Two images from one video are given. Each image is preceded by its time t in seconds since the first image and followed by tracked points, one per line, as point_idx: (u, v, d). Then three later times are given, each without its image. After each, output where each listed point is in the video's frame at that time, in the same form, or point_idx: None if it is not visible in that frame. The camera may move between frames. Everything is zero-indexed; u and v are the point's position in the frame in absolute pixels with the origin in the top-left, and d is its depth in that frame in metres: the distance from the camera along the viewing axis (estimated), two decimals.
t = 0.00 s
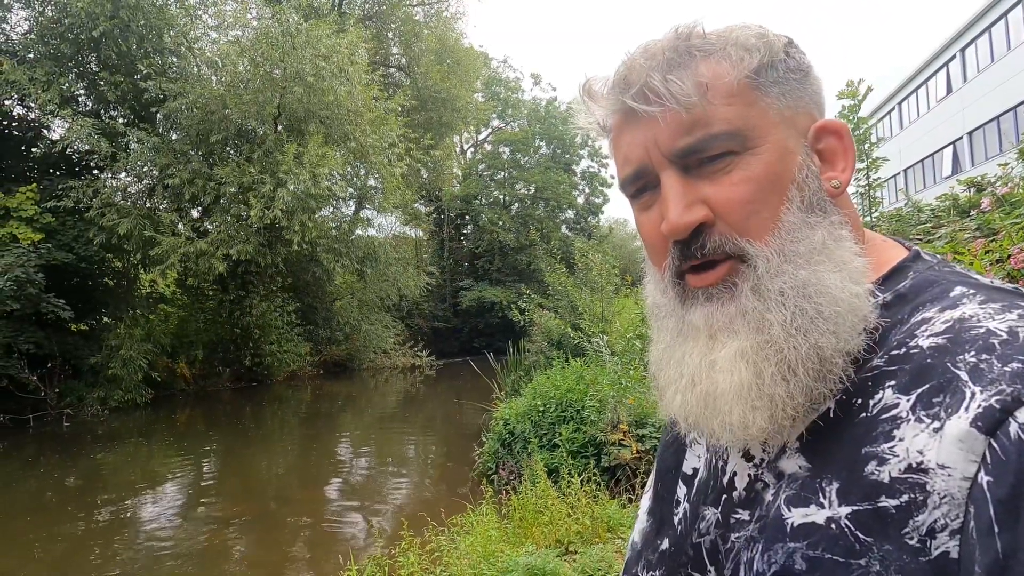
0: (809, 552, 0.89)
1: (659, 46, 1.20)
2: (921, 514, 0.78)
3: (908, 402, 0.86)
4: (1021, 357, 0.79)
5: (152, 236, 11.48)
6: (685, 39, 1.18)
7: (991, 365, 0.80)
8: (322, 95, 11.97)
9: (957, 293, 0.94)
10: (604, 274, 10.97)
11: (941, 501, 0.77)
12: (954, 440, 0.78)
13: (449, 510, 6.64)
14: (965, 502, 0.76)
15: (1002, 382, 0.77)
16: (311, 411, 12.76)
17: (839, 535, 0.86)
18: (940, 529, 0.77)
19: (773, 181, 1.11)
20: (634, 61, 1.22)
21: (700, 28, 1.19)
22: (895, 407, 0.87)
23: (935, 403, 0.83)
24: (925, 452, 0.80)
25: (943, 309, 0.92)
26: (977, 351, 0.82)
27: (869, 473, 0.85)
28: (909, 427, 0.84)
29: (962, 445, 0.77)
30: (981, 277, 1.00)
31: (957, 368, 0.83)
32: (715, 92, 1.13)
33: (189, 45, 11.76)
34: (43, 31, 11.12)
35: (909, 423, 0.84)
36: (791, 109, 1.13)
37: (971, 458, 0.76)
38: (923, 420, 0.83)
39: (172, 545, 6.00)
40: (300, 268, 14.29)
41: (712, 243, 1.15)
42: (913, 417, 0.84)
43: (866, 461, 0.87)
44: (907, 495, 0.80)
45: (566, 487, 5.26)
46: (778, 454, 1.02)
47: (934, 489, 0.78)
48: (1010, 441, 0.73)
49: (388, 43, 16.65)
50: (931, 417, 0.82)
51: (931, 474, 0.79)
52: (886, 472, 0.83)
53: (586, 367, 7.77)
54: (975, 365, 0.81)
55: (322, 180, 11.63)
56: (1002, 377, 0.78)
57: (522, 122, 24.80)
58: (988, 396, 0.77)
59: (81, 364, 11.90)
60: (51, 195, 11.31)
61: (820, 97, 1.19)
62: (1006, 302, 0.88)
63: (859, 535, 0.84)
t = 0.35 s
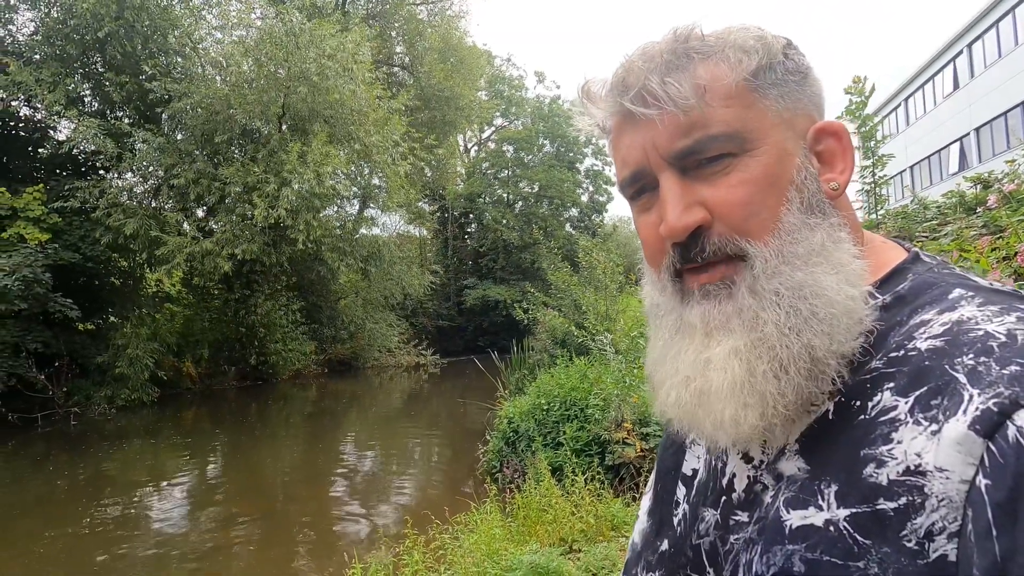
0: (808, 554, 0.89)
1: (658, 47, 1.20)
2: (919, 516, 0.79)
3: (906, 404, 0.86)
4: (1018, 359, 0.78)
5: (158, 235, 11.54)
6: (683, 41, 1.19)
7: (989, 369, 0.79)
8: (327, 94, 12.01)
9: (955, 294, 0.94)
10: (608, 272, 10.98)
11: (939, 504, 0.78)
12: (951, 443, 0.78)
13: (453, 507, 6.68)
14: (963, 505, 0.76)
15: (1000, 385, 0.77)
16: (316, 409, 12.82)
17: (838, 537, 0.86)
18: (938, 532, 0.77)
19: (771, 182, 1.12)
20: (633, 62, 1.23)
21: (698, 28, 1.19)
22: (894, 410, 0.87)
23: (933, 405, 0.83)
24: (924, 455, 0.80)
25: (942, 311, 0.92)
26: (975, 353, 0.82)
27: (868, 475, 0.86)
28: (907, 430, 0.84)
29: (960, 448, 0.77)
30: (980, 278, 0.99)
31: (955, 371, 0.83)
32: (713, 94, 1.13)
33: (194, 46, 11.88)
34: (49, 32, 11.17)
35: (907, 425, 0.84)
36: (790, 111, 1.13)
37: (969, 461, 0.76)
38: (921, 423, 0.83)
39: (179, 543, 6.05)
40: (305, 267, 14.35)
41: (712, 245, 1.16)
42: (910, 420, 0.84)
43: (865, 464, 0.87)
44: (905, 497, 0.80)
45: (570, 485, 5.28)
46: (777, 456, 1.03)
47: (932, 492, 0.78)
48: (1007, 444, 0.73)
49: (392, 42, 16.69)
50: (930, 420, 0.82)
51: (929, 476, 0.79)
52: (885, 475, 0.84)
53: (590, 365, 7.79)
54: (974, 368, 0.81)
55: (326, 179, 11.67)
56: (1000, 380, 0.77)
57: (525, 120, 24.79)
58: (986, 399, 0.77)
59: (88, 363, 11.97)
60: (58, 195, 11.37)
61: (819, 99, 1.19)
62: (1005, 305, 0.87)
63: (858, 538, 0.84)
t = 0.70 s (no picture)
0: (808, 556, 0.90)
1: (660, 46, 1.21)
2: (918, 519, 0.79)
3: (907, 405, 0.86)
4: (1018, 361, 0.78)
5: (163, 235, 11.59)
6: (684, 41, 1.19)
7: (989, 370, 0.79)
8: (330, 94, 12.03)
9: (956, 295, 0.94)
10: (611, 271, 10.98)
11: (940, 506, 0.78)
12: (952, 444, 0.78)
13: (456, 506, 6.70)
14: (964, 507, 0.76)
15: (1001, 386, 0.77)
16: (320, 408, 12.85)
17: (837, 539, 0.87)
18: (939, 534, 0.77)
19: (770, 182, 1.12)
20: (634, 62, 1.23)
21: (700, 28, 1.19)
22: (895, 411, 0.87)
23: (933, 407, 0.83)
24: (923, 456, 0.80)
25: (942, 312, 0.91)
26: (975, 355, 0.82)
27: (868, 477, 0.86)
28: (907, 432, 0.84)
29: (961, 449, 0.77)
30: (980, 279, 0.99)
31: (956, 372, 0.83)
32: (714, 94, 1.13)
33: (197, 46, 11.89)
34: (54, 33, 11.21)
35: (907, 427, 0.84)
36: (791, 111, 1.13)
37: (970, 463, 0.76)
38: (921, 424, 0.83)
39: (184, 541, 6.09)
40: (309, 267, 14.39)
41: (709, 244, 1.15)
42: (910, 421, 0.84)
43: (864, 466, 0.87)
44: (905, 499, 0.80)
45: (573, 484, 5.30)
46: (777, 457, 1.04)
47: (932, 494, 0.78)
48: (1007, 446, 0.73)
49: (395, 41, 16.71)
50: (930, 422, 0.82)
51: (929, 479, 0.79)
52: (885, 476, 0.84)
53: (593, 364, 7.80)
54: (974, 370, 0.81)
55: (329, 178, 11.70)
56: (1000, 381, 0.77)
57: (528, 119, 24.77)
58: (986, 400, 0.77)
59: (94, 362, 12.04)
60: (62, 195, 11.41)
61: (820, 98, 1.19)
62: (1005, 306, 0.87)
63: (858, 539, 0.84)
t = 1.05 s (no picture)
0: (804, 551, 0.90)
1: (650, 49, 1.21)
2: (912, 514, 0.80)
3: (902, 403, 0.86)
4: (1014, 358, 0.78)
5: (165, 235, 11.63)
6: (675, 43, 1.19)
7: (983, 368, 0.80)
8: (332, 93, 12.03)
9: (952, 294, 0.94)
10: (612, 270, 10.99)
11: (934, 504, 0.78)
12: (946, 441, 0.79)
13: (459, 505, 6.73)
14: (957, 505, 0.77)
15: (995, 385, 0.77)
16: (322, 407, 12.88)
17: (833, 535, 0.87)
18: (932, 530, 0.78)
19: (762, 182, 1.13)
20: (625, 65, 1.24)
21: (690, 29, 1.19)
22: (889, 409, 0.88)
23: (928, 404, 0.83)
24: (917, 453, 0.81)
25: (936, 310, 0.92)
26: (969, 353, 0.82)
27: (863, 473, 0.87)
28: (902, 429, 0.84)
29: (954, 446, 0.78)
30: (976, 277, 0.99)
31: (950, 370, 0.83)
32: (704, 94, 1.14)
33: (199, 45, 11.89)
34: (56, 33, 11.21)
35: (901, 424, 0.85)
36: (783, 110, 1.13)
37: (964, 461, 0.77)
38: (914, 422, 0.83)
39: (187, 540, 6.12)
40: (311, 267, 14.42)
41: (702, 245, 1.16)
42: (906, 419, 0.85)
43: (859, 462, 0.88)
44: (899, 495, 0.81)
45: (576, 483, 5.31)
46: (774, 453, 1.04)
47: (926, 491, 0.79)
48: (1002, 443, 0.73)
49: (396, 40, 16.72)
50: (923, 419, 0.82)
51: (923, 476, 0.80)
52: (879, 473, 0.84)
53: (595, 363, 7.81)
54: (969, 368, 0.81)
55: (331, 178, 11.71)
56: (993, 380, 0.78)
57: (529, 118, 24.74)
58: (980, 399, 0.78)
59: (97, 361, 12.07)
60: (65, 195, 11.43)
61: (816, 96, 1.18)
62: (1000, 303, 0.87)
63: (853, 536, 0.85)
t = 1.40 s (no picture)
0: (825, 540, 0.90)
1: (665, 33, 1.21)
2: (936, 503, 0.79)
3: (924, 390, 0.85)
4: None
5: (167, 235, 11.63)
6: (690, 28, 1.19)
7: (1008, 353, 0.79)
8: (333, 94, 12.03)
9: (976, 278, 0.93)
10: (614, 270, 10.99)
11: (957, 492, 0.78)
12: (968, 429, 0.78)
13: (462, 504, 6.73)
14: (982, 493, 0.76)
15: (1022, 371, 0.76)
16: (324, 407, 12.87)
17: (854, 524, 0.87)
18: (956, 519, 0.77)
19: (777, 166, 1.11)
20: (639, 51, 1.24)
21: (705, 14, 1.19)
22: (912, 396, 0.87)
23: (951, 391, 0.82)
24: (941, 441, 0.80)
25: (961, 295, 0.91)
26: (995, 339, 0.81)
27: (885, 461, 0.86)
28: (924, 417, 0.84)
29: (979, 434, 0.77)
30: (1001, 261, 0.97)
31: (974, 357, 0.82)
32: (719, 78, 1.13)
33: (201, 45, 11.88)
34: (58, 33, 11.22)
35: (925, 412, 0.84)
36: (801, 94, 1.12)
37: (989, 449, 0.76)
38: (938, 409, 0.83)
39: (190, 539, 6.12)
40: (312, 267, 14.41)
41: (716, 230, 1.15)
42: (929, 406, 0.84)
43: (882, 451, 0.87)
44: (922, 484, 0.81)
45: (580, 482, 5.29)
46: (794, 442, 1.03)
47: (950, 479, 0.78)
48: None
49: (397, 40, 16.72)
50: (947, 406, 0.82)
51: (947, 464, 0.79)
52: (902, 461, 0.84)
53: (597, 362, 7.79)
54: (993, 354, 0.80)
55: (333, 178, 11.71)
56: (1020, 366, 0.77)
57: (530, 118, 24.73)
58: (1006, 385, 0.77)
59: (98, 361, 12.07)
60: (67, 195, 11.43)
61: (833, 79, 1.17)
62: None
63: (875, 525, 0.85)
